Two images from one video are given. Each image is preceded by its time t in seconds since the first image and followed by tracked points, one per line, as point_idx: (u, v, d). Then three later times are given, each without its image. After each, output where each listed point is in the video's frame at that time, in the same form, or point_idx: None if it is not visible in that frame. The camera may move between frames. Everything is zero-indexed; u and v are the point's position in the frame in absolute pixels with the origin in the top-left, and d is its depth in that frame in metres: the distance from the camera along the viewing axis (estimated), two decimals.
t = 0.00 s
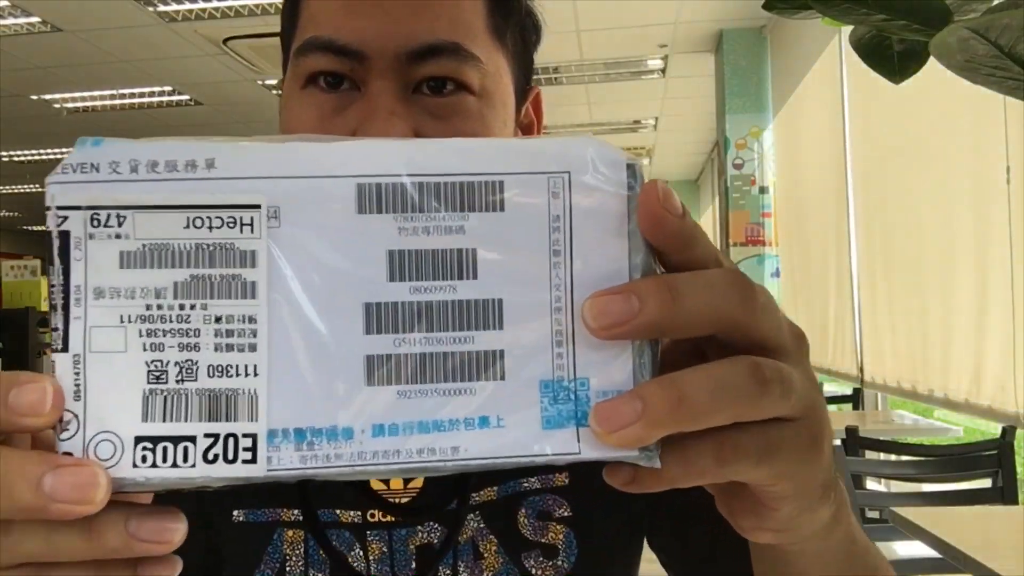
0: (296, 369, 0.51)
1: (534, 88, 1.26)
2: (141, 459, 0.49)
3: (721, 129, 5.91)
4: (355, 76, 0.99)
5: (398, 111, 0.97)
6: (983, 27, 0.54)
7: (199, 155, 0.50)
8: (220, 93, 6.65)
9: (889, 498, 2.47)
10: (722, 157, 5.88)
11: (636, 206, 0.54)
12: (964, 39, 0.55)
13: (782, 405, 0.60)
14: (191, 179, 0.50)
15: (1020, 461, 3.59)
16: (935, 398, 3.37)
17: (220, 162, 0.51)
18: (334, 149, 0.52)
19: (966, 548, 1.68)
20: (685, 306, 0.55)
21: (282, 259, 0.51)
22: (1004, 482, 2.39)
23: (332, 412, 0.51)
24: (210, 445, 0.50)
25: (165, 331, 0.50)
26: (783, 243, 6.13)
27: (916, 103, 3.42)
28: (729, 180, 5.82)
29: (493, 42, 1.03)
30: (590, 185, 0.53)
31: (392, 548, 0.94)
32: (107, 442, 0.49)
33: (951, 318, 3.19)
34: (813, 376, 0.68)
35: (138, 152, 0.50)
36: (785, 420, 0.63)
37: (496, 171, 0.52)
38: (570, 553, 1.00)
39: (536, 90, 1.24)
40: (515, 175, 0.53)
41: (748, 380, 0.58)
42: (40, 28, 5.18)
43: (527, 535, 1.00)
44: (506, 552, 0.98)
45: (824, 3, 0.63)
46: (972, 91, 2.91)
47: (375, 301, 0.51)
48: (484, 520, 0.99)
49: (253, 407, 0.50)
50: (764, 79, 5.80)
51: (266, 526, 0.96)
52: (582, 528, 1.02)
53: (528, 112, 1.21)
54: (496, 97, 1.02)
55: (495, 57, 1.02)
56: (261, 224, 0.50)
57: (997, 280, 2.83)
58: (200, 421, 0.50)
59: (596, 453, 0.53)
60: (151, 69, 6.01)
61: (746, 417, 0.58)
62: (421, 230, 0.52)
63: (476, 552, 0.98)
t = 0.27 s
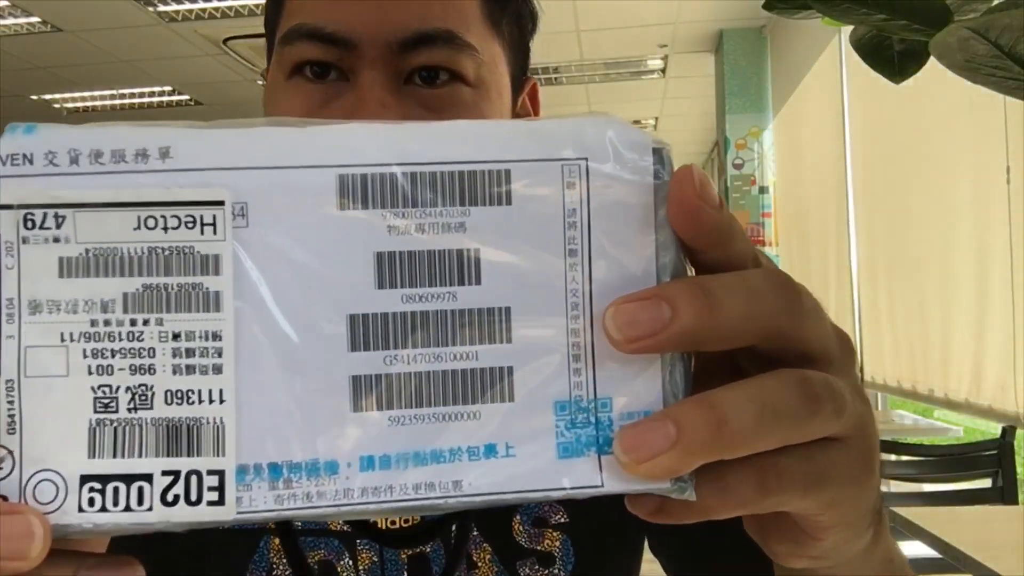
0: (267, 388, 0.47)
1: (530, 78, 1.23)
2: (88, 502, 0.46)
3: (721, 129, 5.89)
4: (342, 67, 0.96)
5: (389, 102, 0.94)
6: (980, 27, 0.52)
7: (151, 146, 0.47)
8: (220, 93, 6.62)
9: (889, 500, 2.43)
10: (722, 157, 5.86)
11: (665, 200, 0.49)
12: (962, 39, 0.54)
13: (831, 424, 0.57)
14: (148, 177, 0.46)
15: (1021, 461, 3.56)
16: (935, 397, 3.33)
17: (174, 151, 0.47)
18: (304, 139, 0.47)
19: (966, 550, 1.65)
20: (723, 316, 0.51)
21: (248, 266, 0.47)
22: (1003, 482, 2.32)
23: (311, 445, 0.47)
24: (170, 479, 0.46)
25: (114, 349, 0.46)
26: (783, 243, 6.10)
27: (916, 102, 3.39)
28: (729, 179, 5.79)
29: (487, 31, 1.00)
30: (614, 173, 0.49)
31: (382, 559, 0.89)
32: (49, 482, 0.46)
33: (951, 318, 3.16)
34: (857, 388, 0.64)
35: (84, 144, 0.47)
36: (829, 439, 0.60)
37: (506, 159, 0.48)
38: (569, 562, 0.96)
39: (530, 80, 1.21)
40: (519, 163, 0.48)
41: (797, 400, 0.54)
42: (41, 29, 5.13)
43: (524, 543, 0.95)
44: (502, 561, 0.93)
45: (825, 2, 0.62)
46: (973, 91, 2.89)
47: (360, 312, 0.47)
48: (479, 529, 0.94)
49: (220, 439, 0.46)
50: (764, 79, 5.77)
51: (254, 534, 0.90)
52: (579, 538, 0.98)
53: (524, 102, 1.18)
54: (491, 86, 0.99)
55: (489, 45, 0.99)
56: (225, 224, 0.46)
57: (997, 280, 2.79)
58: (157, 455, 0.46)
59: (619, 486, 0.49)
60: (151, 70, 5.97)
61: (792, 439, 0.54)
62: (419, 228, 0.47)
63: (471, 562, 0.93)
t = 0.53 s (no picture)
0: (260, 410, 0.46)
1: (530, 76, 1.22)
2: (77, 531, 0.45)
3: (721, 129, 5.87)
4: (336, 67, 0.94)
5: (385, 105, 0.93)
6: (980, 26, 0.52)
7: (140, 162, 0.46)
8: (219, 93, 6.60)
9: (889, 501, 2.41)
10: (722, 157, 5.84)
11: (672, 214, 0.48)
12: (962, 38, 0.53)
13: (846, 443, 0.56)
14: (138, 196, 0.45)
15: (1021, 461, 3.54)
16: (935, 397, 3.32)
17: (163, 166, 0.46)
18: (296, 154, 0.46)
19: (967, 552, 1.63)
20: (735, 336, 0.50)
21: (241, 284, 0.45)
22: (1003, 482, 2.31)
23: (307, 471, 0.46)
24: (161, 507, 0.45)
25: (101, 373, 0.45)
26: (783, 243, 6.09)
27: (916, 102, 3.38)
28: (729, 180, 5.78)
29: (486, 33, 0.98)
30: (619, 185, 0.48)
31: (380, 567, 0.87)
32: (35, 511, 0.45)
33: (951, 319, 3.15)
34: (869, 401, 0.63)
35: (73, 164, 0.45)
36: (841, 457, 0.59)
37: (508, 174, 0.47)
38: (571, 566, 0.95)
39: (530, 79, 1.19)
40: (523, 176, 0.47)
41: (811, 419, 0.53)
42: (40, 28, 5.12)
43: (525, 549, 0.93)
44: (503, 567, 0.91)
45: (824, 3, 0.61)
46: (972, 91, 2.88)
47: (357, 332, 0.46)
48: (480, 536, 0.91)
49: (211, 463, 0.45)
50: (764, 79, 5.75)
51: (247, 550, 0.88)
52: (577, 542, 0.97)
53: (523, 101, 1.17)
54: (490, 85, 0.98)
55: (488, 46, 0.98)
56: (216, 242, 0.45)
57: (997, 282, 2.78)
58: (147, 483, 0.45)
59: (627, 511, 0.47)
60: (152, 70, 5.96)
61: (806, 460, 0.53)
62: (415, 241, 0.46)
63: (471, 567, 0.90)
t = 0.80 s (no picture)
0: (275, 402, 0.46)
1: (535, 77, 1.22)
2: (92, 522, 0.45)
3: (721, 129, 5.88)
4: (341, 67, 0.95)
5: (390, 105, 0.93)
6: (980, 26, 0.52)
7: (158, 155, 0.46)
8: (219, 93, 6.60)
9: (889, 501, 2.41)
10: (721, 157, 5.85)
11: (683, 210, 0.48)
12: (962, 38, 0.54)
13: (857, 438, 0.56)
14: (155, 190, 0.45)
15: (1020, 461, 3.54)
16: (936, 396, 3.32)
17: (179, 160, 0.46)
18: (311, 148, 0.47)
19: (967, 552, 1.64)
20: (747, 331, 0.50)
21: (257, 277, 0.46)
22: (1003, 482, 2.31)
23: (321, 463, 0.46)
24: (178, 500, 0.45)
25: (118, 365, 0.45)
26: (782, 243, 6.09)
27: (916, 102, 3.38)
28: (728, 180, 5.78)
29: (490, 33, 0.98)
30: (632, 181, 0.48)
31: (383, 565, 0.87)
32: (50, 503, 0.45)
33: (951, 319, 3.15)
34: (879, 397, 0.63)
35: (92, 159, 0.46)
36: (852, 452, 0.59)
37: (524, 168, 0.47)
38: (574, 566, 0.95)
39: (535, 79, 1.19)
40: (539, 171, 0.47)
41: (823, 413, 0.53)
42: (40, 28, 5.12)
43: (528, 549, 0.93)
44: (506, 567, 0.91)
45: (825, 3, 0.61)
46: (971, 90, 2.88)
47: (372, 325, 0.46)
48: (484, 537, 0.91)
49: (227, 456, 0.45)
50: (764, 80, 5.75)
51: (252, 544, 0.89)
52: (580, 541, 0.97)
53: (528, 102, 1.17)
54: (494, 85, 0.98)
55: (492, 46, 0.98)
56: (233, 235, 0.45)
57: (997, 281, 2.78)
58: (164, 475, 0.45)
59: (643, 504, 0.48)
60: (151, 70, 5.96)
61: (819, 454, 0.53)
62: (429, 235, 0.46)
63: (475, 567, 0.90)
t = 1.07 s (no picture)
0: (295, 386, 0.47)
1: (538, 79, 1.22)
2: (115, 506, 0.45)
3: (721, 129, 5.88)
4: (347, 67, 0.95)
5: (397, 104, 0.93)
6: (979, 26, 0.53)
7: (181, 146, 0.47)
8: (219, 93, 6.61)
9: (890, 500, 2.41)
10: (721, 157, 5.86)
11: (693, 199, 0.49)
12: (962, 38, 0.55)
13: (864, 424, 0.57)
14: (179, 180, 0.46)
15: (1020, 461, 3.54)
16: (935, 396, 3.33)
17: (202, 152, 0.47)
18: (329, 140, 0.48)
19: (967, 550, 1.64)
20: (756, 318, 0.51)
21: (278, 265, 0.47)
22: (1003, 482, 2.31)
23: (340, 445, 0.47)
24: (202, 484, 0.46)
25: (141, 350, 0.46)
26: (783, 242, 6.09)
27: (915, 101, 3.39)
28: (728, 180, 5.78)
29: (495, 34, 0.99)
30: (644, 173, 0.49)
31: (386, 562, 0.89)
32: (74, 487, 0.45)
33: (951, 318, 3.16)
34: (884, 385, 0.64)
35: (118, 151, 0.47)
36: (857, 440, 0.60)
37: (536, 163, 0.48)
38: (576, 565, 0.94)
39: (539, 81, 1.19)
40: (552, 163, 0.48)
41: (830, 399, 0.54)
42: (40, 28, 5.13)
43: (529, 547, 0.93)
44: (508, 563, 0.91)
45: (825, 3, 0.62)
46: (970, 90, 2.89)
47: (390, 312, 0.47)
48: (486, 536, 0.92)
49: (248, 441, 0.46)
50: (764, 80, 5.76)
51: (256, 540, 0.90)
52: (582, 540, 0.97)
53: (532, 104, 1.17)
54: (500, 86, 0.98)
55: (496, 46, 0.98)
56: (254, 223, 0.47)
57: (997, 281, 2.79)
58: (185, 458, 0.46)
59: (654, 488, 0.48)
60: (151, 70, 5.97)
61: (826, 439, 0.54)
62: (443, 225, 0.47)
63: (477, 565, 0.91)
